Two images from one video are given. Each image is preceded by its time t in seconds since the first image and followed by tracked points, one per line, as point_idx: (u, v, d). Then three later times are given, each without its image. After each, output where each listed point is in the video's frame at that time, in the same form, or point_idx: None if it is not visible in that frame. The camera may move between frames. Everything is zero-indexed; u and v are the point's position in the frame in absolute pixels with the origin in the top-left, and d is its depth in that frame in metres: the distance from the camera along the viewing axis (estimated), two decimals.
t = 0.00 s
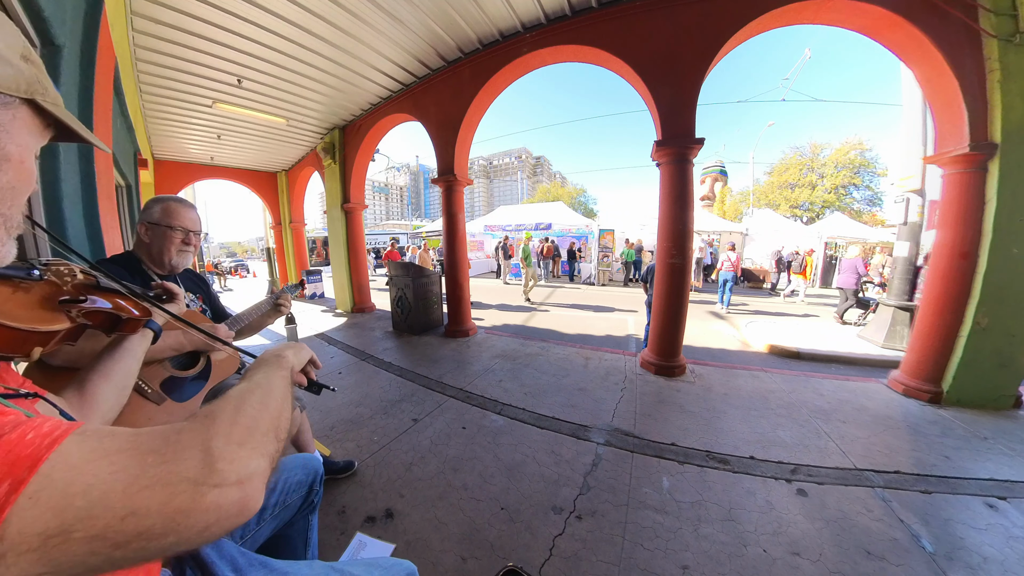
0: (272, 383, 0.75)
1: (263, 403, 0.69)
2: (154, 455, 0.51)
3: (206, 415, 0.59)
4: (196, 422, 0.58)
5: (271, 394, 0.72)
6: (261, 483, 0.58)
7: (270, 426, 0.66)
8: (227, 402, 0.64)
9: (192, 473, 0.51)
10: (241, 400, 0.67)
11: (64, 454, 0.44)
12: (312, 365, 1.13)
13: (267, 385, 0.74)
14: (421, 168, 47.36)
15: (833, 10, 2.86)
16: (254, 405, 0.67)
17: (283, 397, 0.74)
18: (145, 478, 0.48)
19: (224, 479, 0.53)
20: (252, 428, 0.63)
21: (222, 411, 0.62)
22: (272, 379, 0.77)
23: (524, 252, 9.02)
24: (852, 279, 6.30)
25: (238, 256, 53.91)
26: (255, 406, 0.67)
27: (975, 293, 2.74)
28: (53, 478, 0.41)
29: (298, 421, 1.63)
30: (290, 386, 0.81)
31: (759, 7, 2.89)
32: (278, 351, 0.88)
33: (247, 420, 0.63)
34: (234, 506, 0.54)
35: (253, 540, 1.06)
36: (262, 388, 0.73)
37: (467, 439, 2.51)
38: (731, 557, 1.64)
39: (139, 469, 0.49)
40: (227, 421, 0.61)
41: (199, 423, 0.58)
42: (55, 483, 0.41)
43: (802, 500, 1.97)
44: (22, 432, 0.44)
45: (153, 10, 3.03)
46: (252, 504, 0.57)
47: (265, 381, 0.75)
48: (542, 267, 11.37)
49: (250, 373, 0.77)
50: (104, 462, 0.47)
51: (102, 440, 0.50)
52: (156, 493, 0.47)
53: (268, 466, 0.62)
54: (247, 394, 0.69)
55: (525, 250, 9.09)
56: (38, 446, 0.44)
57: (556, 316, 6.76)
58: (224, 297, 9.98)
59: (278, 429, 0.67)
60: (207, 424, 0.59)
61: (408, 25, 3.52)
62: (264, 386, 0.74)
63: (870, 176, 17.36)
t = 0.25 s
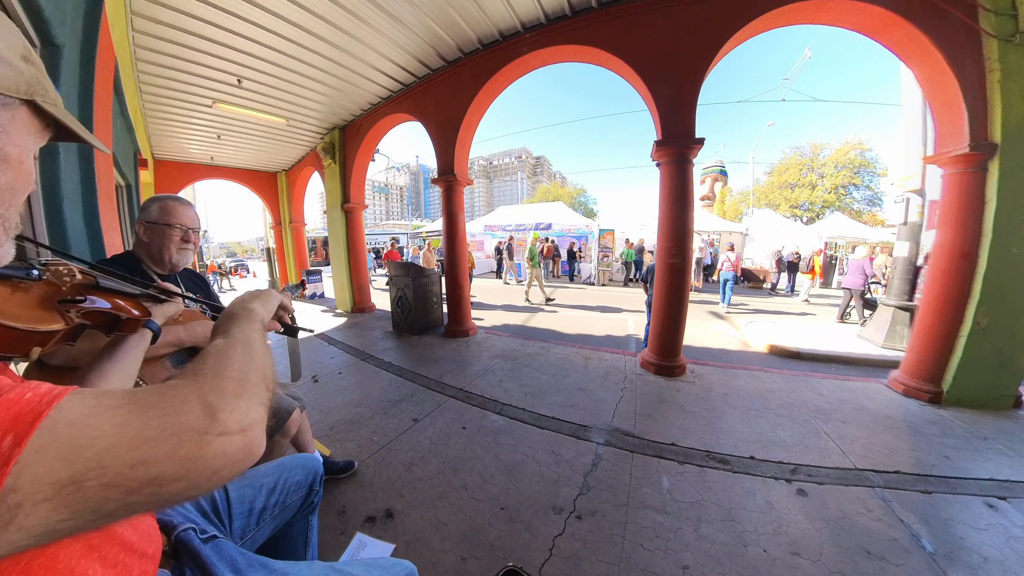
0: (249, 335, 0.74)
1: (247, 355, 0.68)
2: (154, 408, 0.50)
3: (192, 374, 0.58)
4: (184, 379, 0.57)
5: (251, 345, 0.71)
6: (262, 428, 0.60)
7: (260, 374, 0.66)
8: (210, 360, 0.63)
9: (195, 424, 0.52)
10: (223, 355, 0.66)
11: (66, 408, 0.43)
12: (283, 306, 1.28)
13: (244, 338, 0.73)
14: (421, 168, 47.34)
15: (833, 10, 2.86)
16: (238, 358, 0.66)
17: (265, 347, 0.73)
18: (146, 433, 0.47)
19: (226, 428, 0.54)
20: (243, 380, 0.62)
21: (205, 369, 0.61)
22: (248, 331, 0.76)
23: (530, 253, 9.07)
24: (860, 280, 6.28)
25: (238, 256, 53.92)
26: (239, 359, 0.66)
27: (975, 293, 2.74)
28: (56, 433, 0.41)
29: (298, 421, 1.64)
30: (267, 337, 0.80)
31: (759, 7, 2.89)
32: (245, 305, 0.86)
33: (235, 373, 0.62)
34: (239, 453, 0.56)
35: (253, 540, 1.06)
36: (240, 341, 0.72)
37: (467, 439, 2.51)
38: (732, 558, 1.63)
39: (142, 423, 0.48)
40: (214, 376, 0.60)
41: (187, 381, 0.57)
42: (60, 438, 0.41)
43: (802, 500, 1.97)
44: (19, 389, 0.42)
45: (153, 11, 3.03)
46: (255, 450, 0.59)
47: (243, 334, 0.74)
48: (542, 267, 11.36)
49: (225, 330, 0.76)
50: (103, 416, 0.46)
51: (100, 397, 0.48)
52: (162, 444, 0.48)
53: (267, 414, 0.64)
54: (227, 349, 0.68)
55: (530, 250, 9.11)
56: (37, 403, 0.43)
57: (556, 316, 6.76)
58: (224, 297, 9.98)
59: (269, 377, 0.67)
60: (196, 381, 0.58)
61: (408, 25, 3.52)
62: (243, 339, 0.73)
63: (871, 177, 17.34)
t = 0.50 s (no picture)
0: (274, 343, 0.75)
1: (261, 361, 0.68)
2: (138, 416, 0.50)
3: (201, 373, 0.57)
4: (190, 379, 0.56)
5: (271, 352, 0.72)
6: (255, 446, 0.58)
7: (267, 385, 0.65)
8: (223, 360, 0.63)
9: (180, 436, 0.50)
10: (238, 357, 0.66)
11: (42, 414, 0.43)
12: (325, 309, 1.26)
13: (268, 344, 0.74)
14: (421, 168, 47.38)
15: (833, 11, 2.86)
16: (251, 363, 0.66)
17: (284, 354, 0.73)
18: (126, 442, 0.47)
19: (213, 443, 0.52)
20: (247, 389, 0.61)
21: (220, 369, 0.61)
22: (274, 337, 0.77)
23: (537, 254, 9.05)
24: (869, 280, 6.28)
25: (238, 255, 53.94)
26: (253, 365, 0.66)
27: (975, 293, 2.74)
28: (28, 441, 0.40)
29: (298, 421, 1.63)
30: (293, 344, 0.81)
31: (759, 7, 2.89)
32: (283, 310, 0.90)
33: (241, 380, 0.61)
34: (226, 470, 0.55)
35: (253, 539, 1.06)
36: (263, 346, 0.73)
37: (467, 439, 2.51)
38: (731, 557, 1.64)
39: (121, 432, 0.47)
40: (220, 380, 0.59)
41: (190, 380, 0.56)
42: (30, 446, 0.40)
43: (802, 500, 1.98)
44: None
45: (154, 11, 3.03)
46: (245, 467, 0.57)
47: (267, 340, 0.75)
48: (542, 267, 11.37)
49: (253, 333, 0.78)
50: (83, 424, 0.46)
51: (83, 402, 0.48)
52: (141, 458, 0.47)
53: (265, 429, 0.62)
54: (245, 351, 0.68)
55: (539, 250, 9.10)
56: (14, 407, 0.42)
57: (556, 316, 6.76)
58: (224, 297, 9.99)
59: (275, 389, 0.66)
60: (202, 382, 0.57)
61: (408, 25, 3.52)
62: (265, 345, 0.74)
63: (870, 176, 17.36)
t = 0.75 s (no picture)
0: (253, 344, 0.75)
1: (245, 367, 0.68)
2: (139, 427, 0.50)
3: (185, 388, 0.58)
4: (176, 395, 0.56)
5: (252, 355, 0.72)
6: (255, 452, 0.59)
7: (258, 391, 0.66)
8: (205, 372, 0.64)
9: (180, 446, 0.51)
10: (220, 367, 0.66)
11: (44, 426, 0.42)
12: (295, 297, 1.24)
13: (247, 347, 0.74)
14: (421, 168, 47.39)
15: (833, 10, 2.86)
16: (235, 372, 0.66)
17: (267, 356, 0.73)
18: (130, 451, 0.47)
19: (213, 452, 0.54)
20: (237, 397, 0.62)
21: (201, 382, 0.61)
22: (251, 339, 0.77)
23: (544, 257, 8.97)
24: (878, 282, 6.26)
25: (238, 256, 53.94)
26: (237, 372, 0.66)
27: (975, 293, 2.74)
28: (35, 451, 0.40)
29: (298, 421, 1.63)
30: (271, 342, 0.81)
31: (759, 6, 2.89)
32: (252, 310, 0.88)
33: (230, 389, 0.62)
34: (227, 477, 0.56)
35: (253, 540, 1.06)
36: (243, 351, 0.72)
37: (467, 439, 2.51)
38: (731, 557, 1.64)
39: (123, 442, 0.47)
40: (209, 392, 0.60)
41: (177, 397, 0.56)
42: (34, 456, 0.39)
43: (802, 500, 1.98)
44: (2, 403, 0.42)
45: (154, 10, 3.03)
46: (247, 472, 0.59)
47: (246, 344, 0.75)
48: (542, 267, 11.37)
49: (228, 337, 0.77)
50: (84, 434, 0.45)
51: (84, 413, 0.48)
52: (145, 466, 0.47)
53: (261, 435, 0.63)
54: (226, 361, 0.68)
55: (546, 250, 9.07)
56: (15, 418, 0.41)
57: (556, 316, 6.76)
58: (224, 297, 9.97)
59: (265, 394, 0.67)
60: (189, 396, 0.58)
61: (408, 25, 3.52)
62: (245, 348, 0.74)
63: (870, 176, 17.36)
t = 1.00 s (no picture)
0: (249, 340, 0.75)
1: (243, 364, 0.69)
2: (143, 425, 0.49)
3: (184, 383, 0.58)
4: (176, 392, 0.56)
5: (249, 351, 0.72)
6: (256, 446, 0.60)
7: (257, 386, 0.66)
8: (203, 369, 0.63)
9: (184, 443, 0.51)
10: (218, 363, 0.66)
11: (50, 426, 0.42)
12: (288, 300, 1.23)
13: (244, 343, 0.74)
14: (421, 168, 47.39)
15: (833, 10, 2.86)
16: (233, 368, 0.66)
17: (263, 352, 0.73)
18: (135, 449, 0.47)
19: (217, 447, 0.54)
20: (237, 393, 0.62)
21: (200, 379, 0.61)
22: (247, 335, 0.77)
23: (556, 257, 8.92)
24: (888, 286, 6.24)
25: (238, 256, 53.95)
26: (235, 368, 0.66)
27: (975, 293, 2.74)
28: (42, 451, 0.39)
29: (298, 421, 1.63)
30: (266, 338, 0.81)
31: (759, 6, 2.89)
32: (246, 303, 0.88)
33: (229, 385, 0.62)
34: (229, 471, 0.56)
35: (253, 540, 1.06)
36: (239, 347, 0.72)
37: (467, 439, 2.51)
38: (731, 558, 1.64)
39: (129, 441, 0.47)
40: (209, 388, 0.60)
41: (178, 394, 0.56)
42: (42, 455, 0.39)
43: (802, 500, 1.98)
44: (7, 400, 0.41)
45: (153, 10, 3.03)
46: (247, 466, 0.59)
47: (242, 339, 0.75)
48: (541, 267, 11.37)
49: (222, 333, 0.76)
50: (89, 433, 0.45)
51: (88, 410, 0.47)
52: (151, 464, 0.47)
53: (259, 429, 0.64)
54: (224, 357, 0.68)
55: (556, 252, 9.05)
56: (22, 416, 0.41)
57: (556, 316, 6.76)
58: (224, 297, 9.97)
59: (265, 389, 0.67)
60: (189, 392, 0.57)
61: (408, 25, 3.52)
62: (242, 344, 0.73)
63: (870, 176, 17.34)
